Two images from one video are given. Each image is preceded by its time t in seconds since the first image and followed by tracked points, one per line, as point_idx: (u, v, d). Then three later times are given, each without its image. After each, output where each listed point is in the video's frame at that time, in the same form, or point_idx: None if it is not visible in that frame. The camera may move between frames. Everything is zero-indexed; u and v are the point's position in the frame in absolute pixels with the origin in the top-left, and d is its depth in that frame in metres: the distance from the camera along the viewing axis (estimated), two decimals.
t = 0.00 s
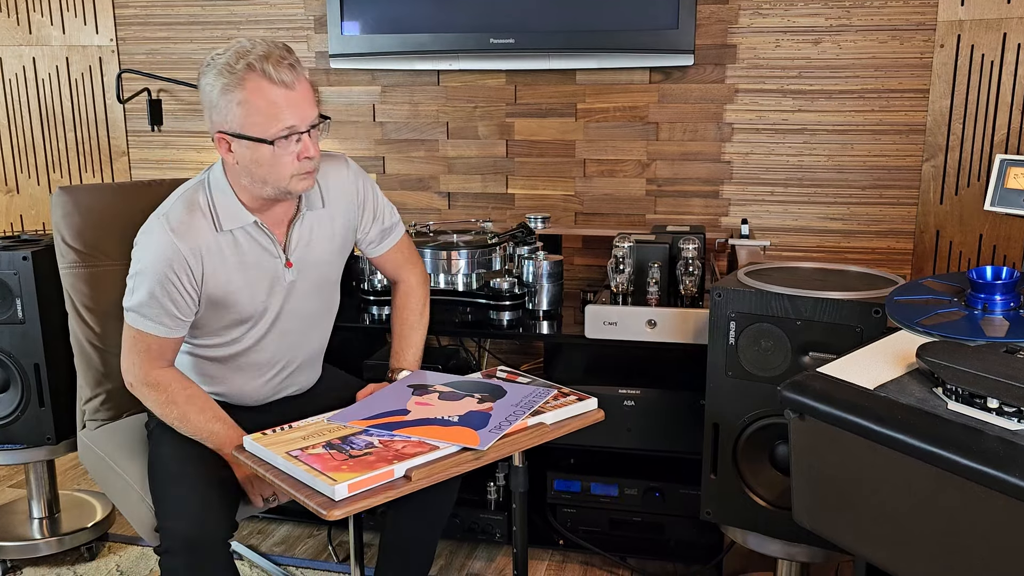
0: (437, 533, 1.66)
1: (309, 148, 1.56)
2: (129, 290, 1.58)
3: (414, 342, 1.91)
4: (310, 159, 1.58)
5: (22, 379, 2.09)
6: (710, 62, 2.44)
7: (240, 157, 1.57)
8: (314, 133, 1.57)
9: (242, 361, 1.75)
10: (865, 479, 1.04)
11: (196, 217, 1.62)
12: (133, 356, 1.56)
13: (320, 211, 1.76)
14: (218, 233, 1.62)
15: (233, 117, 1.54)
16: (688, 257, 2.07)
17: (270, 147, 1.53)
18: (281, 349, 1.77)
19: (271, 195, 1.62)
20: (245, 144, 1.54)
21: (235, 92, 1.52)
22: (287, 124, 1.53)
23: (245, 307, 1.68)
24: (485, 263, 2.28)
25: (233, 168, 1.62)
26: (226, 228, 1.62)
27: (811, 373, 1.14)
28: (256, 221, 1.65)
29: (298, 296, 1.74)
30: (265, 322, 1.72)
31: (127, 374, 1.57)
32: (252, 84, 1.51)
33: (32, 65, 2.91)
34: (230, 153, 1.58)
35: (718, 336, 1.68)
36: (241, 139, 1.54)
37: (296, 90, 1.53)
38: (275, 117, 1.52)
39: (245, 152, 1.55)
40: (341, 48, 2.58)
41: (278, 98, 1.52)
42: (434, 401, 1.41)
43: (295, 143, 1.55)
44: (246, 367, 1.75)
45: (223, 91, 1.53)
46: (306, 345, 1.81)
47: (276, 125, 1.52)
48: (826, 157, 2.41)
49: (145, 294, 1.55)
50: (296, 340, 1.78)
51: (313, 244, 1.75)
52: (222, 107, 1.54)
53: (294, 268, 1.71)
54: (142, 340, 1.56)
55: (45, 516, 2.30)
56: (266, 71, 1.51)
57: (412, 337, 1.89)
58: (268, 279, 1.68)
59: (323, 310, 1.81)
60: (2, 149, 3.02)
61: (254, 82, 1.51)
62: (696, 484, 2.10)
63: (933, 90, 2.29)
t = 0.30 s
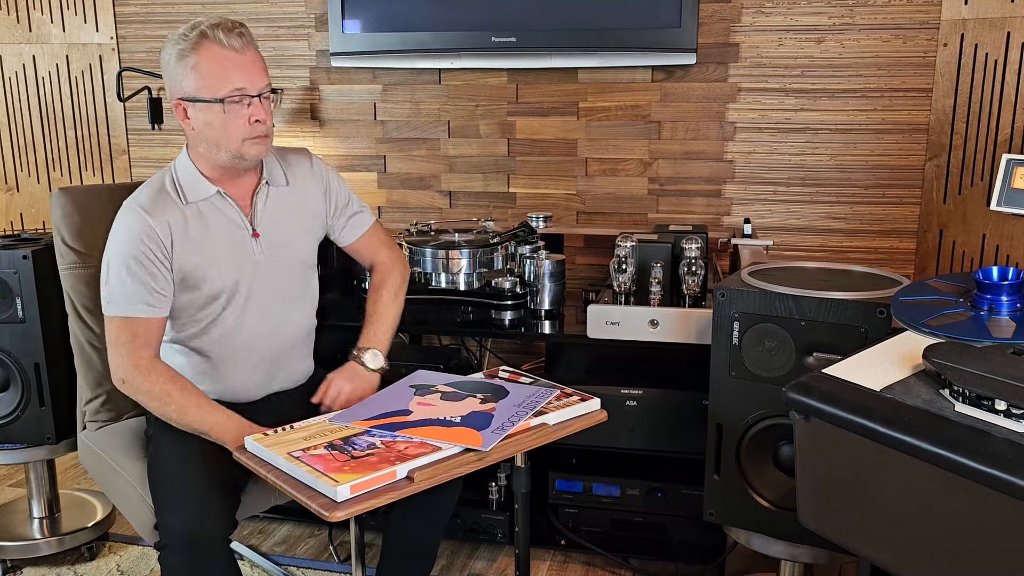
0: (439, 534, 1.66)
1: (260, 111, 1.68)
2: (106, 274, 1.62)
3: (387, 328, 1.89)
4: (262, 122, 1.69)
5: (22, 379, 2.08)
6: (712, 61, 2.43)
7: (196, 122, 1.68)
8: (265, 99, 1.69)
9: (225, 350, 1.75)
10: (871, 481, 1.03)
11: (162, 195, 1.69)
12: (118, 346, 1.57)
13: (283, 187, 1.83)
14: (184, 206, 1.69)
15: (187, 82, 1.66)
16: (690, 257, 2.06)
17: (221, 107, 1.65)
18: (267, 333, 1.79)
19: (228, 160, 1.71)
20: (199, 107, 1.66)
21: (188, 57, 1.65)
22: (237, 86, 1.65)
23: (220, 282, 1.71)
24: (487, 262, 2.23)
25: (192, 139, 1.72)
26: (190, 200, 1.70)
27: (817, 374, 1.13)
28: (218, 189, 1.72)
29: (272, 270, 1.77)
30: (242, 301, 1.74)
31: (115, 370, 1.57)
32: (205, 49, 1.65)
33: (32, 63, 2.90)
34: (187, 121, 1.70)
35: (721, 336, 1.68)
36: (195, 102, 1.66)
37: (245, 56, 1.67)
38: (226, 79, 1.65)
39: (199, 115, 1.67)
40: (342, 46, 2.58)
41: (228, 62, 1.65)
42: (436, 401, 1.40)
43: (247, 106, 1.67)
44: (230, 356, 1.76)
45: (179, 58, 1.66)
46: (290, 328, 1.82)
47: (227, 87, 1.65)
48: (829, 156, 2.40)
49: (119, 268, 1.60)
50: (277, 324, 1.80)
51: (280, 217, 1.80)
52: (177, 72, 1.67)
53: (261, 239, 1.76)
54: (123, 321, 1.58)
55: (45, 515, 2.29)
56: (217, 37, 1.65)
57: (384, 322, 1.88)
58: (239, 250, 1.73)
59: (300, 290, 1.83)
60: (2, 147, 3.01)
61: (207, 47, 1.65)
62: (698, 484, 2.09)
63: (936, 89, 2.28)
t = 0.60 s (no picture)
0: (438, 533, 1.66)
1: (235, 98, 1.80)
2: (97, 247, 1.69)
3: (288, 272, 1.79)
4: (237, 108, 1.80)
5: (22, 378, 2.08)
6: (712, 60, 2.43)
7: (175, 105, 1.79)
8: (241, 87, 1.81)
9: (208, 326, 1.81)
10: (871, 480, 1.03)
11: (146, 176, 1.79)
12: (119, 300, 1.59)
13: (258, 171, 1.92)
14: (165, 182, 1.80)
15: (167, 66, 1.77)
16: (689, 256, 2.07)
17: (198, 91, 1.76)
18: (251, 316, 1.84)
19: (203, 143, 1.81)
20: (179, 90, 1.77)
21: (171, 44, 1.76)
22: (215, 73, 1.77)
23: (202, 256, 1.79)
24: (487, 261, 2.24)
25: (170, 123, 1.83)
26: (170, 177, 1.80)
27: (816, 373, 1.13)
28: (194, 167, 1.83)
29: (251, 247, 1.86)
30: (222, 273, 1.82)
31: (118, 324, 1.58)
32: (187, 37, 1.77)
33: (32, 62, 2.90)
34: (166, 104, 1.80)
35: (721, 336, 1.68)
36: (175, 86, 1.77)
37: (224, 46, 1.79)
38: (205, 66, 1.76)
39: (176, 97, 1.78)
40: (342, 45, 2.58)
41: (208, 50, 1.77)
42: (436, 400, 1.40)
43: (223, 91, 1.78)
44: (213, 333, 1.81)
45: (162, 45, 1.78)
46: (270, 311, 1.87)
47: (205, 72, 1.76)
48: (828, 155, 2.40)
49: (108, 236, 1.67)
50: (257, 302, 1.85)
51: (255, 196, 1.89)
52: (160, 58, 1.78)
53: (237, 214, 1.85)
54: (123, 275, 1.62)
55: (45, 514, 2.30)
56: (198, 27, 1.77)
57: (276, 261, 1.78)
58: (218, 226, 1.82)
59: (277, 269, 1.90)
60: (2, 146, 3.01)
61: (190, 36, 1.77)
62: (697, 483, 2.10)
63: (936, 89, 2.28)
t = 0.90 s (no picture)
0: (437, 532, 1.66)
1: (223, 94, 1.84)
2: (104, 240, 1.73)
3: (249, 248, 1.73)
4: (225, 104, 1.85)
5: (22, 377, 2.08)
6: (712, 59, 2.43)
7: (164, 102, 1.83)
8: (228, 83, 1.86)
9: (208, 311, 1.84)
10: (870, 480, 1.03)
11: (141, 171, 1.83)
12: (147, 277, 1.66)
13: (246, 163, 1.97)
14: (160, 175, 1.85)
15: (157, 65, 1.81)
16: (689, 255, 2.06)
17: (187, 88, 1.81)
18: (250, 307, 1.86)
19: (193, 138, 1.86)
20: (168, 87, 1.81)
21: (159, 43, 1.80)
22: (203, 70, 1.81)
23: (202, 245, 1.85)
24: (486, 260, 2.25)
25: (160, 120, 1.86)
26: (165, 170, 1.85)
27: (814, 372, 1.14)
28: (187, 160, 1.88)
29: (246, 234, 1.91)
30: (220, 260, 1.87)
31: (148, 299, 1.64)
32: (175, 36, 1.81)
33: (32, 61, 2.90)
34: (156, 102, 1.84)
35: (720, 335, 1.68)
36: (164, 83, 1.81)
37: (211, 44, 1.84)
38: (193, 63, 1.81)
39: (166, 95, 1.82)
40: (341, 44, 2.58)
41: (195, 48, 1.81)
42: (436, 399, 1.40)
43: (211, 88, 1.83)
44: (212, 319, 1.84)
45: (150, 44, 1.82)
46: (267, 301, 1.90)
47: (193, 69, 1.80)
48: (828, 155, 2.40)
49: (114, 228, 1.72)
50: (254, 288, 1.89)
51: (246, 187, 1.94)
52: (149, 57, 1.82)
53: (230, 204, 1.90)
54: (149, 253, 1.69)
55: (45, 513, 2.30)
56: (186, 26, 1.81)
57: (237, 239, 1.75)
58: (214, 216, 1.87)
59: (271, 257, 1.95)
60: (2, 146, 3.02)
61: (177, 35, 1.81)
62: (696, 482, 2.10)
63: (935, 88, 2.28)
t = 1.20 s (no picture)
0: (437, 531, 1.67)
1: (226, 93, 1.84)
2: (105, 244, 1.74)
3: (253, 252, 1.73)
4: (229, 104, 1.85)
5: (22, 376, 2.08)
6: (712, 58, 2.43)
7: (169, 104, 1.83)
8: (231, 82, 1.85)
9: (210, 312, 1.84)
10: (870, 480, 1.03)
11: (144, 171, 1.83)
12: (144, 285, 1.68)
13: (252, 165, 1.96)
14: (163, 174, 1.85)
15: (160, 67, 1.82)
16: (689, 255, 2.06)
17: (190, 89, 1.80)
18: (250, 308, 1.86)
19: (199, 139, 1.86)
20: (172, 90, 1.81)
21: (161, 46, 1.81)
22: (205, 71, 1.81)
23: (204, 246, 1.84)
24: (486, 259, 2.26)
25: (166, 122, 1.87)
26: (169, 170, 1.85)
27: (815, 372, 1.13)
28: (192, 160, 1.88)
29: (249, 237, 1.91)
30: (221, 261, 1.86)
31: (144, 309, 1.66)
32: (176, 38, 1.81)
33: (32, 60, 2.90)
34: (161, 104, 1.85)
35: (720, 334, 1.68)
36: (167, 86, 1.81)
37: (212, 44, 1.83)
38: (195, 65, 1.81)
39: (170, 97, 1.82)
40: (342, 43, 2.58)
41: (197, 49, 1.81)
42: (436, 398, 1.40)
43: (215, 89, 1.83)
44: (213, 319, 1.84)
45: (152, 47, 1.82)
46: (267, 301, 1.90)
47: (196, 70, 1.80)
48: (828, 154, 2.40)
49: (114, 234, 1.72)
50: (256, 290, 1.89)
51: (251, 189, 1.93)
52: (152, 60, 1.83)
53: (233, 206, 1.89)
54: (145, 262, 1.70)
55: (45, 512, 2.30)
56: (186, 27, 1.82)
57: (243, 241, 1.74)
58: (216, 218, 1.86)
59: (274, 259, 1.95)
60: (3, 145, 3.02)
61: (178, 37, 1.81)
62: (696, 481, 2.10)
63: (936, 88, 2.28)
